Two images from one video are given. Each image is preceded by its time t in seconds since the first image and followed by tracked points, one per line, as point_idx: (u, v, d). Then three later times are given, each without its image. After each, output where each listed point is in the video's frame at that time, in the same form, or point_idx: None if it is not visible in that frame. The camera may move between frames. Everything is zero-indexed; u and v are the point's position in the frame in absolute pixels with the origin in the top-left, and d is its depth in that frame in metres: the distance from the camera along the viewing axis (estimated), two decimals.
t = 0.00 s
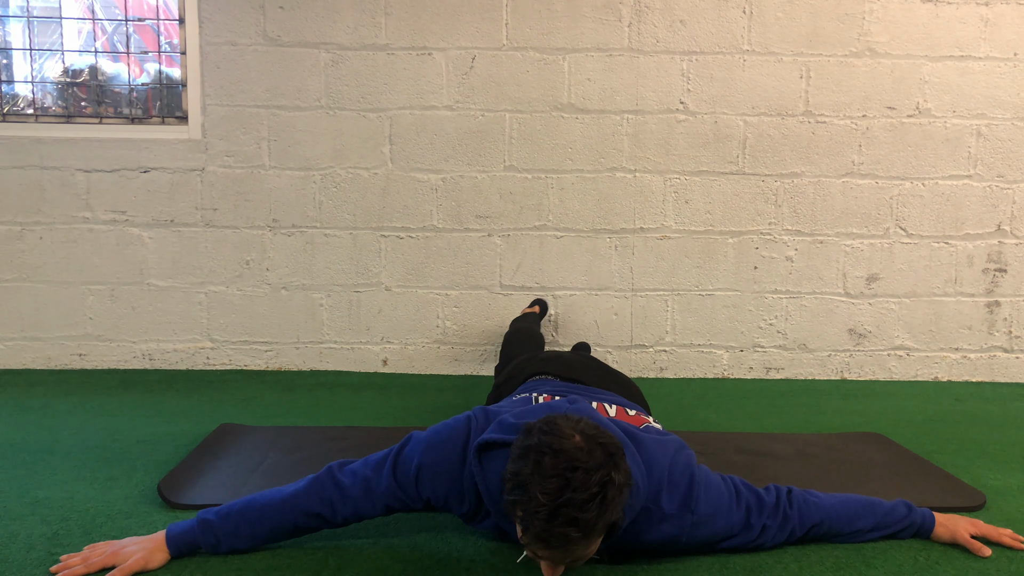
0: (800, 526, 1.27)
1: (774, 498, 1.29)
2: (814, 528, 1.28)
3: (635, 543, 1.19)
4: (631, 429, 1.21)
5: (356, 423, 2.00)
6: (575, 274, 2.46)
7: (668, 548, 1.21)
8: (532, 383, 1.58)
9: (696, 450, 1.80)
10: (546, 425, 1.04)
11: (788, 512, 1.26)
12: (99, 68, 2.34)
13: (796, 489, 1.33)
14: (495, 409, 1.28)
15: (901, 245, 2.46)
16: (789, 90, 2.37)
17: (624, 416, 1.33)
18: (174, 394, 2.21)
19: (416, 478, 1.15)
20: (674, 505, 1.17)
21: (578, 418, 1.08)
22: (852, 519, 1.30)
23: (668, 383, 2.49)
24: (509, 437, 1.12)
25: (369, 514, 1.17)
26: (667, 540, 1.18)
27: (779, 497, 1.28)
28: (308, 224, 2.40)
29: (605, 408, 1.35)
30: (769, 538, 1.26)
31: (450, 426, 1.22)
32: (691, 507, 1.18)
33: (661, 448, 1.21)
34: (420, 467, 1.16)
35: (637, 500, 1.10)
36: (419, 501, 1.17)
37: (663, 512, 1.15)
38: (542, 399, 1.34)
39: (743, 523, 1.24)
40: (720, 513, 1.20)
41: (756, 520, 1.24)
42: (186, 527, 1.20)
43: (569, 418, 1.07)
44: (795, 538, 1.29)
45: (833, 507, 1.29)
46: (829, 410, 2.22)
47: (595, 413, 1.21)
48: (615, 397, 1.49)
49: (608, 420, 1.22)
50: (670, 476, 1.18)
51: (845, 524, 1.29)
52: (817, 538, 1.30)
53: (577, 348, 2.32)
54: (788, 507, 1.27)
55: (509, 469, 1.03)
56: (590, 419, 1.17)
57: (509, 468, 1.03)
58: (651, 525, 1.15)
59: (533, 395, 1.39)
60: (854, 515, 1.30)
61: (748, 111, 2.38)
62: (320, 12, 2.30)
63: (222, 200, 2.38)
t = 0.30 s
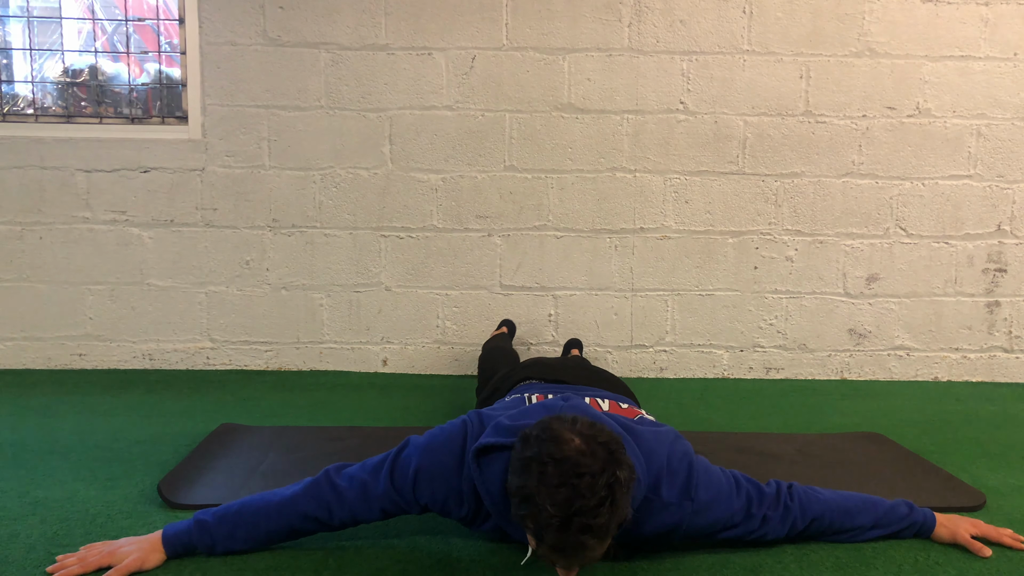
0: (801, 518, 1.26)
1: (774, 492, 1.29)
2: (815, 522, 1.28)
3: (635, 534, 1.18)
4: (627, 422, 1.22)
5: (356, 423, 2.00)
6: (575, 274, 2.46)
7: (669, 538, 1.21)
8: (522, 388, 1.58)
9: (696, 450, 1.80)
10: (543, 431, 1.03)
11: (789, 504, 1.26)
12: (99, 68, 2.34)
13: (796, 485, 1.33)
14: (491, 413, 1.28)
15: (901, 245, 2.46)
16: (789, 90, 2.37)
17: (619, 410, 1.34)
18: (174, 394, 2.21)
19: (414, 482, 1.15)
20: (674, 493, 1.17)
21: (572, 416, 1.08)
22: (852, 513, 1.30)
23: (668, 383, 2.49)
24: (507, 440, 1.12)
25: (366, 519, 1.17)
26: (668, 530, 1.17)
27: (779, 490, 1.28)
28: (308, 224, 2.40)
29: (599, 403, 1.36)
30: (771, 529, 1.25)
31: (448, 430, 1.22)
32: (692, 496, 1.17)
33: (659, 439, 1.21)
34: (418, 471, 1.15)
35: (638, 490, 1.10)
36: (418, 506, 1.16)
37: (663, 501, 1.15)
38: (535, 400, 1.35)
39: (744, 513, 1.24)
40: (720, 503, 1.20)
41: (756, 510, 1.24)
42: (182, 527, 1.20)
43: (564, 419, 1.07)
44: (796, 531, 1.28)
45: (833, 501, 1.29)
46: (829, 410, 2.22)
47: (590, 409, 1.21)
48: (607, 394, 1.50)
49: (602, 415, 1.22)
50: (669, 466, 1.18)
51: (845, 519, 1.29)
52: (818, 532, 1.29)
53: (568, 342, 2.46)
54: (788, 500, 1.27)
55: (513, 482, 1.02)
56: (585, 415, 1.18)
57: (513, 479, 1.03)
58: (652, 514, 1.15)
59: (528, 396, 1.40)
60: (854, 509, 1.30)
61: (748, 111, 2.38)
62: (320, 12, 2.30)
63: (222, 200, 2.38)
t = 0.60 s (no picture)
0: (801, 525, 1.27)
1: (774, 498, 1.29)
2: (817, 527, 1.29)
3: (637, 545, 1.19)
4: (622, 430, 1.22)
5: (356, 423, 2.00)
6: (575, 274, 2.46)
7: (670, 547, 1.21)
8: (512, 396, 1.58)
9: (696, 450, 1.80)
10: (545, 456, 1.01)
11: (789, 511, 1.27)
12: (99, 68, 2.34)
13: (795, 490, 1.34)
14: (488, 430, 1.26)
15: (901, 245, 2.46)
16: (789, 90, 2.37)
17: (611, 417, 1.34)
18: (174, 394, 2.21)
19: (411, 509, 1.16)
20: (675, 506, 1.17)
21: (570, 432, 1.07)
22: (853, 517, 1.31)
23: (668, 383, 2.49)
24: (505, 460, 1.11)
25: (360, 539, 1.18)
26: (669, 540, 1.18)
27: (779, 496, 1.29)
28: (308, 224, 2.40)
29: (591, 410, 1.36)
30: (771, 538, 1.26)
31: (445, 454, 1.20)
32: (692, 506, 1.18)
33: (656, 447, 1.21)
34: (415, 498, 1.16)
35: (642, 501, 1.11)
36: (413, 530, 1.18)
37: (665, 510, 1.15)
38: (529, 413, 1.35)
39: (744, 523, 1.24)
40: (721, 513, 1.21)
41: (756, 520, 1.25)
42: (177, 529, 1.20)
43: (563, 436, 1.05)
44: (797, 538, 1.29)
45: (833, 506, 1.30)
46: (828, 410, 2.22)
47: (584, 417, 1.21)
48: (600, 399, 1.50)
49: (599, 425, 1.22)
50: (671, 475, 1.18)
51: (846, 525, 1.30)
52: (819, 537, 1.30)
53: (564, 342, 2.45)
54: (788, 507, 1.28)
55: (521, 512, 1.01)
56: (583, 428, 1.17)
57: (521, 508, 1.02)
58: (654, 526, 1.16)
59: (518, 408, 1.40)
60: (854, 512, 1.31)
61: (748, 111, 2.38)
62: (320, 12, 2.30)
63: (222, 200, 2.38)
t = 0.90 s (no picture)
0: (801, 524, 1.27)
1: (773, 498, 1.30)
2: (818, 526, 1.29)
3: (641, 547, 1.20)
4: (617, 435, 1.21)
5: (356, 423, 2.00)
6: (575, 274, 2.46)
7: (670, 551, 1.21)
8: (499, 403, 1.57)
9: (696, 450, 1.80)
10: (549, 467, 1.00)
11: (788, 511, 1.27)
12: (99, 68, 2.34)
13: (792, 490, 1.34)
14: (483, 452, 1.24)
15: (901, 245, 2.46)
16: (789, 90, 2.37)
17: (603, 421, 1.34)
18: (174, 394, 2.21)
19: (410, 543, 1.17)
20: (676, 507, 1.17)
21: (570, 440, 1.06)
22: (853, 513, 1.31)
23: (668, 383, 2.49)
24: (506, 481, 1.09)
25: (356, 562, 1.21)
26: (670, 542, 1.18)
27: (777, 497, 1.30)
28: (308, 224, 2.40)
29: (583, 416, 1.36)
30: (771, 538, 1.26)
31: (440, 485, 1.18)
32: (692, 507, 1.18)
33: (653, 450, 1.21)
34: (415, 531, 1.17)
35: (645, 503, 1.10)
36: (410, 556, 1.20)
37: (666, 508, 1.15)
38: (519, 424, 1.33)
39: (744, 524, 1.24)
40: (721, 514, 1.21)
41: (756, 520, 1.25)
42: (174, 530, 1.19)
43: (564, 445, 1.05)
44: (797, 539, 1.29)
45: (831, 503, 1.31)
46: (828, 410, 2.22)
47: (576, 424, 1.20)
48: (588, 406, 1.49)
49: (595, 430, 1.21)
50: (671, 475, 1.18)
51: (846, 520, 1.30)
52: (819, 537, 1.30)
53: (554, 343, 2.45)
54: (786, 506, 1.28)
55: (529, 525, 1.01)
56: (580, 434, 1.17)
57: (529, 523, 1.01)
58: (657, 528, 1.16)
59: (508, 419, 1.39)
60: (853, 509, 1.32)
61: (748, 111, 2.38)
62: (320, 12, 2.30)
63: (222, 200, 2.38)
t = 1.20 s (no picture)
0: (799, 523, 1.27)
1: (771, 498, 1.29)
2: (817, 525, 1.29)
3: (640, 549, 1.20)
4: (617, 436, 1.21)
5: (356, 423, 2.00)
6: (575, 274, 2.46)
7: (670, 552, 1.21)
8: (501, 401, 1.56)
9: (696, 450, 1.80)
10: (547, 465, 1.01)
11: (786, 511, 1.27)
12: (99, 68, 2.34)
13: (791, 489, 1.34)
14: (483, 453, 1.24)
15: (901, 245, 2.46)
16: (789, 91, 2.37)
17: (604, 423, 1.34)
18: (174, 394, 2.21)
19: (409, 544, 1.17)
20: (675, 510, 1.17)
21: (569, 439, 1.06)
22: (851, 512, 1.31)
23: (668, 383, 2.49)
24: (506, 480, 1.09)
25: (356, 562, 1.21)
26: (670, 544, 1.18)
27: (775, 496, 1.30)
28: (308, 224, 2.40)
29: (583, 416, 1.36)
30: (769, 539, 1.26)
31: (439, 486, 1.18)
32: (691, 509, 1.18)
33: (653, 452, 1.20)
34: (413, 531, 1.17)
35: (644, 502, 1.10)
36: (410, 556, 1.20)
37: (666, 511, 1.15)
38: (520, 424, 1.33)
39: (743, 525, 1.24)
40: (719, 515, 1.21)
41: (755, 522, 1.25)
42: (174, 531, 1.20)
43: (563, 444, 1.05)
44: (796, 538, 1.29)
45: (830, 503, 1.31)
46: (828, 410, 2.22)
47: (577, 424, 1.20)
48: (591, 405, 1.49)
49: (596, 431, 1.21)
50: (670, 477, 1.18)
51: (845, 519, 1.30)
52: (818, 535, 1.31)
53: (556, 338, 2.45)
54: (784, 506, 1.28)
55: (527, 523, 1.01)
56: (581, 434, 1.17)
57: (527, 521, 1.01)
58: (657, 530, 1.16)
59: (509, 419, 1.39)
60: (851, 508, 1.32)
61: (748, 111, 2.38)
62: (320, 11, 2.30)
63: (222, 200, 2.38)
